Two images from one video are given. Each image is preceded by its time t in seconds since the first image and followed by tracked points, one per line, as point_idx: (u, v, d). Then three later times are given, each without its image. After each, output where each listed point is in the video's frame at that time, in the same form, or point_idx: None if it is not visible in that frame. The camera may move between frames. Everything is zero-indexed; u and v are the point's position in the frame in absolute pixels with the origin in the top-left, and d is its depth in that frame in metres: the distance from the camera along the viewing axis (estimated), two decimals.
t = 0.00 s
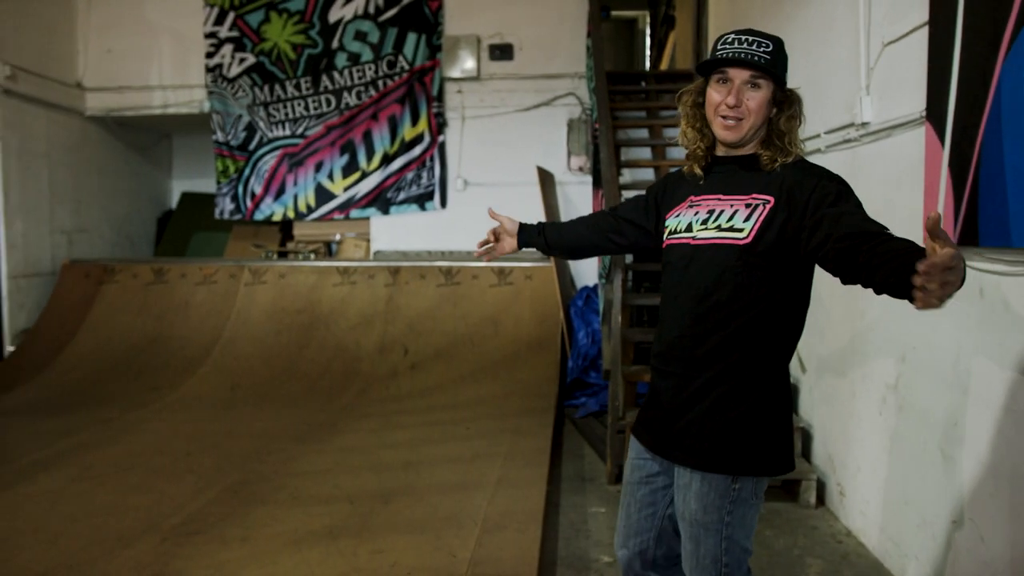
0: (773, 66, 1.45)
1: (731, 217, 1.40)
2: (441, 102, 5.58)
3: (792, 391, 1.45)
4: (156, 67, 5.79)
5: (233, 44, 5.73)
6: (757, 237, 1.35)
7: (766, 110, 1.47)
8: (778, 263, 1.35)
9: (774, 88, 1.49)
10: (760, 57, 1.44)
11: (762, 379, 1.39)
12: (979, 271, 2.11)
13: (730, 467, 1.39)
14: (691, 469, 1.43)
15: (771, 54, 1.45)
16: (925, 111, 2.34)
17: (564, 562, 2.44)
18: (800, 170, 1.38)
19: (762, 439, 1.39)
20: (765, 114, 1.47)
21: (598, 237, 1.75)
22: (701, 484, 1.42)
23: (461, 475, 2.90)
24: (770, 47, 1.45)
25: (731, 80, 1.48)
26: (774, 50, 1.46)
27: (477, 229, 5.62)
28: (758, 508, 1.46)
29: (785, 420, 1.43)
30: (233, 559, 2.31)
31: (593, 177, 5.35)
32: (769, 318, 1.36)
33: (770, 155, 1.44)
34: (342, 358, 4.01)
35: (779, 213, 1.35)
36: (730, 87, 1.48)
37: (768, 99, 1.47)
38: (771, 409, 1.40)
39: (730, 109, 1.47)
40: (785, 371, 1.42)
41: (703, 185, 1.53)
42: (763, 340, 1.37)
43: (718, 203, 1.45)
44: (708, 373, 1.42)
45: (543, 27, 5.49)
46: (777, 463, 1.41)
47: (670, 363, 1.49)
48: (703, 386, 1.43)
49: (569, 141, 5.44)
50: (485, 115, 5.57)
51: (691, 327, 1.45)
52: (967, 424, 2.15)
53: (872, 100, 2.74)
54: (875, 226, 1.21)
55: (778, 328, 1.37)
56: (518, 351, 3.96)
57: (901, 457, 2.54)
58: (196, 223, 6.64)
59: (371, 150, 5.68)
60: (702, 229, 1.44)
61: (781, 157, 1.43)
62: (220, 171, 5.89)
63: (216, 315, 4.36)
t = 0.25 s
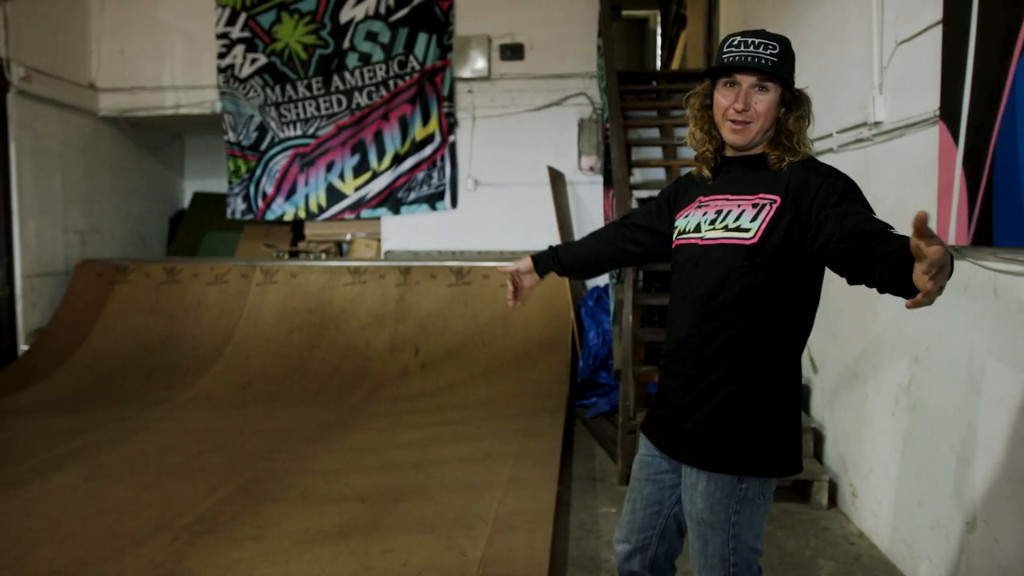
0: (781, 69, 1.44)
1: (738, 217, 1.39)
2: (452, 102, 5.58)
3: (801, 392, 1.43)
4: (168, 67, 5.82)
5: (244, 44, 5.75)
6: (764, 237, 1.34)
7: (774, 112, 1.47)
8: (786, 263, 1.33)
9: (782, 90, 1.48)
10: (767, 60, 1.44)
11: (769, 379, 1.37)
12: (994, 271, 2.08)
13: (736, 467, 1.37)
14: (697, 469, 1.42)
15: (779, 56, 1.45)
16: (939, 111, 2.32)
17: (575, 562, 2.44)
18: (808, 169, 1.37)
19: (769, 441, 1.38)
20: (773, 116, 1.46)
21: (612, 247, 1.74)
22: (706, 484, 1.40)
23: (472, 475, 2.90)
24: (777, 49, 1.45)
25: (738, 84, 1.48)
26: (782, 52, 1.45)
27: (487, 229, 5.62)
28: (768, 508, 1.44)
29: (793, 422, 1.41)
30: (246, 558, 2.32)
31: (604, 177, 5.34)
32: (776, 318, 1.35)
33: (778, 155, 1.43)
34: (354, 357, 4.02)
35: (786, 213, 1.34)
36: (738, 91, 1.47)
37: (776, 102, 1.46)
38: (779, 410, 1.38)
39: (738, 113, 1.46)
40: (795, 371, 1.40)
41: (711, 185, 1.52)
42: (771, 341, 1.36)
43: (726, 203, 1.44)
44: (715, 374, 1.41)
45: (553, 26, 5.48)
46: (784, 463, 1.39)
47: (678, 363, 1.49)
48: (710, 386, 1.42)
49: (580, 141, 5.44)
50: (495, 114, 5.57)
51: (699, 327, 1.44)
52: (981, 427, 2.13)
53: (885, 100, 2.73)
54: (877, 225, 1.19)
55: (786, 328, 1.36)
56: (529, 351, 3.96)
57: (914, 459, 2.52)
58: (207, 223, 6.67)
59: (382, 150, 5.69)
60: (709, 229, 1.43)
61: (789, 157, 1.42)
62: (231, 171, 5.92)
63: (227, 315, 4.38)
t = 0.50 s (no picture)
0: (781, 70, 1.43)
1: (741, 218, 1.39)
2: (462, 102, 5.59)
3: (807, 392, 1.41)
4: (179, 68, 5.84)
5: (255, 45, 5.77)
6: (766, 237, 1.33)
7: (775, 113, 1.46)
8: (790, 263, 1.32)
9: (783, 90, 1.47)
10: (767, 63, 1.42)
11: (772, 380, 1.36)
12: (1007, 271, 2.07)
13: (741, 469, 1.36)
14: (703, 471, 1.41)
15: (779, 58, 1.43)
16: (951, 110, 2.30)
17: (584, 563, 2.44)
18: (810, 169, 1.35)
19: (774, 441, 1.36)
20: (775, 118, 1.45)
21: (624, 259, 1.75)
22: (712, 485, 1.39)
23: (481, 475, 2.90)
24: (777, 51, 1.43)
25: (739, 87, 1.47)
26: (782, 53, 1.44)
27: (497, 229, 5.62)
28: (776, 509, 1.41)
29: (797, 423, 1.39)
30: (256, 557, 2.33)
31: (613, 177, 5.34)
32: (780, 318, 1.34)
33: (780, 155, 1.42)
34: (364, 357, 4.03)
35: (789, 214, 1.33)
36: (738, 94, 1.46)
37: (777, 103, 1.45)
38: (783, 410, 1.37)
39: (739, 116, 1.45)
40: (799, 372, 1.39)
41: (714, 187, 1.52)
42: (775, 341, 1.35)
43: (728, 204, 1.44)
44: (718, 375, 1.40)
45: (563, 26, 5.48)
46: (790, 464, 1.37)
47: (682, 365, 1.48)
48: (713, 387, 1.41)
49: (589, 141, 5.44)
50: (504, 114, 5.58)
51: (702, 329, 1.44)
52: (994, 429, 2.12)
53: (896, 99, 2.71)
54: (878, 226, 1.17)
55: (789, 328, 1.35)
56: (539, 352, 3.95)
57: (926, 461, 2.51)
58: (217, 223, 6.69)
59: (392, 150, 5.70)
60: (713, 230, 1.44)
61: (791, 157, 1.41)
62: (242, 172, 5.95)
63: (238, 315, 4.39)
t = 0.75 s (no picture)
0: (781, 69, 1.41)
1: (738, 217, 1.38)
2: (470, 102, 5.59)
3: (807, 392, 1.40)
4: (189, 68, 5.87)
5: (263, 46, 5.79)
6: (762, 237, 1.32)
7: (775, 113, 1.44)
8: (787, 262, 1.31)
9: (783, 91, 1.46)
10: (768, 62, 1.41)
11: (771, 380, 1.35)
12: (1018, 272, 2.06)
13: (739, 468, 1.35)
14: (703, 471, 1.40)
15: (779, 57, 1.42)
16: (962, 109, 2.29)
17: (592, 563, 2.44)
18: (808, 169, 1.34)
19: (772, 441, 1.35)
20: (774, 117, 1.44)
21: (631, 262, 1.74)
22: (712, 485, 1.38)
23: (489, 475, 2.90)
24: (777, 50, 1.42)
25: (739, 86, 1.46)
26: (782, 52, 1.43)
27: (504, 229, 5.63)
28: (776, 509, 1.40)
29: (796, 422, 1.38)
30: (265, 556, 2.34)
31: (622, 177, 5.34)
32: (778, 317, 1.33)
33: (778, 155, 1.41)
34: (372, 357, 4.04)
35: (785, 214, 1.32)
36: (738, 93, 1.45)
37: (777, 102, 1.44)
38: (783, 410, 1.36)
39: (738, 114, 1.44)
40: (799, 371, 1.37)
41: (713, 187, 1.52)
42: (773, 341, 1.34)
43: (725, 204, 1.43)
44: (716, 374, 1.40)
45: (572, 26, 5.48)
46: (790, 464, 1.36)
47: (681, 365, 1.48)
48: (712, 386, 1.40)
49: (598, 140, 5.45)
50: (512, 114, 5.58)
51: (700, 329, 1.43)
52: (1004, 430, 2.11)
53: (906, 99, 2.70)
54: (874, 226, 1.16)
55: (788, 327, 1.34)
56: (547, 352, 3.95)
57: (936, 462, 2.50)
58: (225, 223, 6.71)
59: (400, 150, 5.71)
60: (710, 230, 1.43)
61: (788, 157, 1.40)
62: (251, 172, 5.97)
63: (246, 315, 4.41)
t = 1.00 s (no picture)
0: (771, 69, 1.41)
1: (740, 218, 1.37)
2: (477, 102, 5.60)
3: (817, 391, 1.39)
4: (197, 69, 5.89)
5: (272, 46, 5.80)
6: (764, 238, 1.31)
7: (769, 114, 1.44)
8: (789, 262, 1.30)
9: (775, 90, 1.45)
10: (756, 64, 1.41)
11: (778, 379, 1.34)
12: None
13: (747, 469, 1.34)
14: (711, 471, 1.40)
15: (767, 58, 1.41)
16: (971, 109, 2.27)
17: (600, 563, 2.44)
18: (809, 167, 1.33)
19: (780, 440, 1.34)
20: (767, 116, 1.44)
21: (641, 266, 1.74)
22: (720, 485, 1.38)
23: (496, 476, 2.90)
24: (765, 51, 1.42)
25: (729, 88, 1.46)
26: (770, 53, 1.42)
27: (512, 229, 5.63)
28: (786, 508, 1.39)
29: (805, 420, 1.37)
30: (273, 555, 2.34)
31: (629, 177, 5.33)
32: (782, 317, 1.32)
33: (776, 154, 1.40)
34: (380, 356, 4.05)
35: (784, 213, 1.31)
36: (729, 96, 1.45)
37: (770, 103, 1.43)
38: (791, 409, 1.35)
39: (731, 118, 1.45)
40: (807, 369, 1.36)
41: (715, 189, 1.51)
42: (780, 341, 1.33)
43: (727, 206, 1.43)
44: (723, 375, 1.39)
45: (579, 26, 5.48)
46: (798, 463, 1.34)
47: (688, 366, 1.47)
48: (719, 387, 1.40)
49: (605, 140, 5.44)
50: (520, 114, 5.58)
51: (706, 331, 1.42)
52: (1012, 430, 2.10)
53: (915, 99, 2.68)
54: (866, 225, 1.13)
55: (794, 327, 1.33)
56: (554, 352, 3.95)
57: (944, 462, 2.49)
58: (233, 223, 6.73)
59: (407, 150, 5.72)
60: (712, 232, 1.42)
61: (786, 156, 1.39)
62: (259, 172, 5.99)
63: (254, 314, 4.42)
